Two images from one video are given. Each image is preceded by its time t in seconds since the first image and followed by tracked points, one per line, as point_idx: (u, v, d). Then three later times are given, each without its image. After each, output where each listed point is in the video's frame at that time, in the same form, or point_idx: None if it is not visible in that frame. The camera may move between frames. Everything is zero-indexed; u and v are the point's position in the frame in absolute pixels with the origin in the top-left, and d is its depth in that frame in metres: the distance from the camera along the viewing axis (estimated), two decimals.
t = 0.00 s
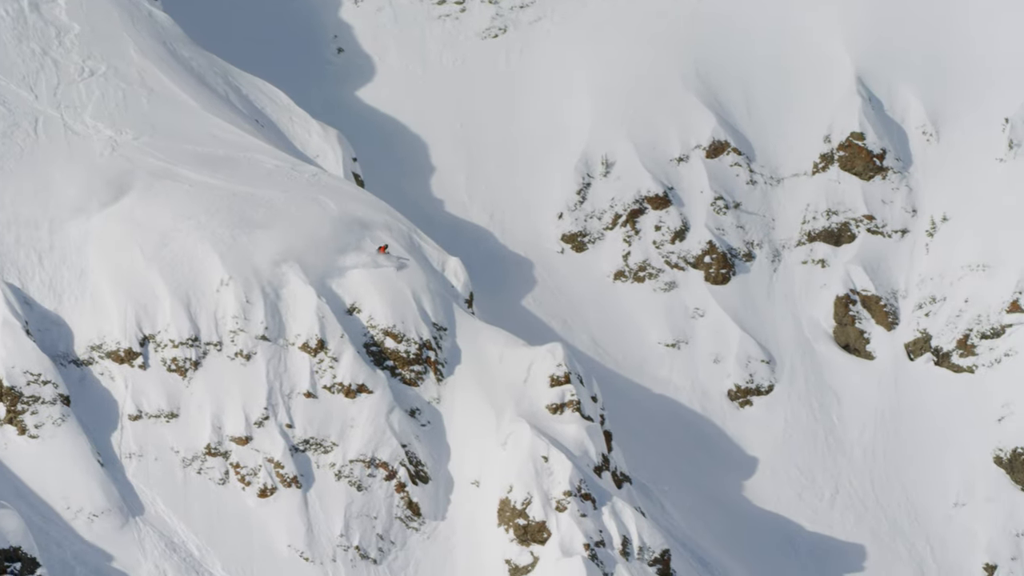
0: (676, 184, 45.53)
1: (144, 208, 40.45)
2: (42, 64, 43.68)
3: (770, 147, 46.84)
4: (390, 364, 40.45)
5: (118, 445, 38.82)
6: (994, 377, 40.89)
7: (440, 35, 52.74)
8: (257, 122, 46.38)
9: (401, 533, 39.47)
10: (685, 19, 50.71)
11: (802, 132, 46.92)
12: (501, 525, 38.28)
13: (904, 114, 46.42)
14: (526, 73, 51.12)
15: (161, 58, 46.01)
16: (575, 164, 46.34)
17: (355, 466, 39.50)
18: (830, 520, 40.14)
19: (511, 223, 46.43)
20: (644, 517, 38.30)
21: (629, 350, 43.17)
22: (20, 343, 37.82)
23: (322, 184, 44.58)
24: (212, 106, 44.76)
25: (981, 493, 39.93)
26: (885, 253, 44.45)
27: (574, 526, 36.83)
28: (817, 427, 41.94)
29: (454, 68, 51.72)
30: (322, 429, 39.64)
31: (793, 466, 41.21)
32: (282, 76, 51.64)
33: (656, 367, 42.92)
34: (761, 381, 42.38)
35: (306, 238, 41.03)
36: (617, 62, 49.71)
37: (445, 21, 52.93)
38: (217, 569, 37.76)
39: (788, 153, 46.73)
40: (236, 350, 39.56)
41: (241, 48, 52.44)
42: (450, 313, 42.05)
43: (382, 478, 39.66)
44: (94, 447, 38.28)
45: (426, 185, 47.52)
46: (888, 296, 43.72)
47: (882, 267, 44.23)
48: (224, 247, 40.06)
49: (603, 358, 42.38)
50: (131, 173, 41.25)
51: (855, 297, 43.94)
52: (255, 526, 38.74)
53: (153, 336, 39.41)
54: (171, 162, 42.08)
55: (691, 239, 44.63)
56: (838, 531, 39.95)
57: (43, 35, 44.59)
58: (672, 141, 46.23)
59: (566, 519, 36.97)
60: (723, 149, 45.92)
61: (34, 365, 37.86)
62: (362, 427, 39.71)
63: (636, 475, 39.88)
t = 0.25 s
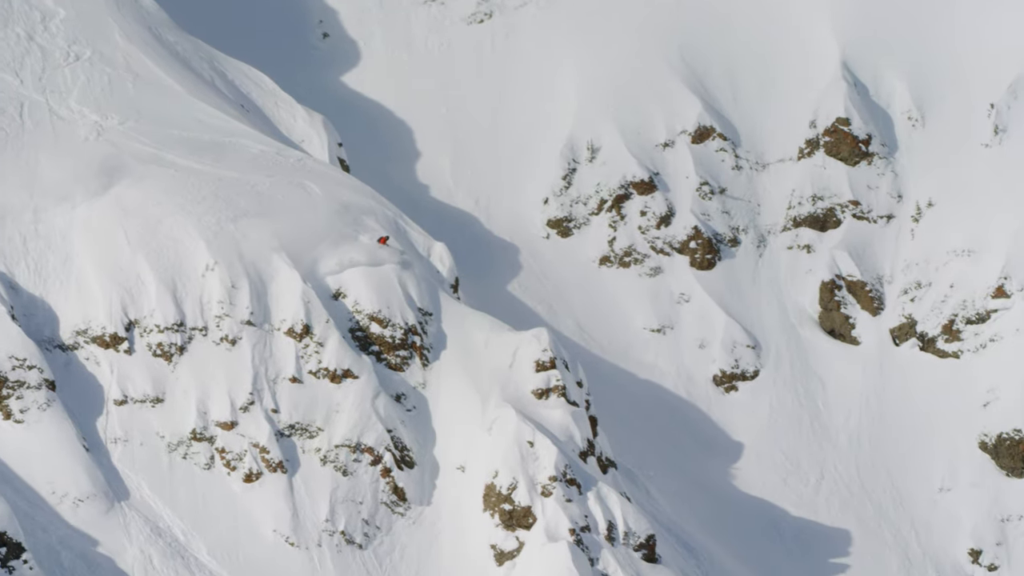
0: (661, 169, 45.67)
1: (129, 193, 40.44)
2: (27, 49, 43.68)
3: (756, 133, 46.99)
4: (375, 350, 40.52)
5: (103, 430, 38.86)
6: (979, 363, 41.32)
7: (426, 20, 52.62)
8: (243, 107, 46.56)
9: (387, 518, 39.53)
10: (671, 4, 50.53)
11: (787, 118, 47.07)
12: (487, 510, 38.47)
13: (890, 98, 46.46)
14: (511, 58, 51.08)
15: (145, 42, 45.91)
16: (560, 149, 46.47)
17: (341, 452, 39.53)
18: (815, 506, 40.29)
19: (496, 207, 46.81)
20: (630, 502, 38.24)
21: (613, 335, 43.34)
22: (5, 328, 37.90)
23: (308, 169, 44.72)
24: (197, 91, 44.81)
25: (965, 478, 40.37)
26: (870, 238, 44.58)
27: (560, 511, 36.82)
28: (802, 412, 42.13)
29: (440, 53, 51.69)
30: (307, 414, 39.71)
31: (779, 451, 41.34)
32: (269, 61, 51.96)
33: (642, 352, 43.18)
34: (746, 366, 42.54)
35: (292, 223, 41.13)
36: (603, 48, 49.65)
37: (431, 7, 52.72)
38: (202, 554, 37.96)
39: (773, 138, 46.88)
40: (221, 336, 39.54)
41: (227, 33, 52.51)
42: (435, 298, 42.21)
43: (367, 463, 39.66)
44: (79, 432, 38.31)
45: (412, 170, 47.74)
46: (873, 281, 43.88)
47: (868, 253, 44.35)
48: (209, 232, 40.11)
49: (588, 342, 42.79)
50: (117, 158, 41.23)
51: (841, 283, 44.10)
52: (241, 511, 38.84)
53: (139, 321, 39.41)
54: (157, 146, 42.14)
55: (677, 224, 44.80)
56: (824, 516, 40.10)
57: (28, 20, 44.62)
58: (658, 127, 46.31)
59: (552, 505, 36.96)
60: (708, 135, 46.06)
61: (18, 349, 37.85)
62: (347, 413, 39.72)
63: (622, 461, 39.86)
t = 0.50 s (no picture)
0: (649, 157, 45.85)
1: (116, 181, 40.45)
2: (15, 36, 43.64)
3: (744, 120, 47.14)
4: (363, 338, 40.47)
5: (91, 418, 38.85)
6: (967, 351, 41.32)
7: (414, 7, 52.69)
8: (230, 95, 46.60)
9: (375, 507, 39.54)
10: None
11: (775, 107, 47.22)
12: (474, 498, 38.50)
13: (877, 87, 46.69)
14: (499, 46, 50.97)
15: (132, 30, 45.83)
16: (548, 138, 46.68)
17: (328, 439, 39.53)
18: (803, 494, 40.42)
19: (483, 194, 47.06)
20: (617, 490, 38.44)
21: (601, 323, 43.55)
22: None
23: (296, 157, 44.67)
24: (185, 79, 44.74)
25: (953, 467, 40.45)
26: (859, 226, 44.83)
27: (547, 499, 36.91)
28: (789, 400, 42.29)
29: (428, 41, 51.72)
30: (295, 402, 39.66)
31: (766, 439, 41.50)
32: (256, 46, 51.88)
33: (629, 340, 43.55)
34: (734, 354, 42.81)
35: (281, 210, 41.38)
36: (590, 36, 49.52)
37: None
38: (190, 542, 37.95)
39: (761, 126, 47.01)
40: (209, 324, 39.56)
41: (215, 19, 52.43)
42: (423, 287, 42.33)
43: (355, 451, 39.65)
44: (67, 420, 38.29)
45: (400, 158, 47.94)
46: (861, 269, 44.10)
47: (856, 240, 44.58)
48: (197, 220, 40.15)
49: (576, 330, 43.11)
50: (105, 146, 41.22)
51: (829, 271, 44.28)
52: (228, 499, 38.84)
53: (126, 309, 39.38)
54: (144, 134, 42.15)
55: (664, 213, 45.07)
56: (811, 504, 40.24)
57: (16, 7, 44.58)
58: (645, 115, 46.49)
59: (539, 493, 37.06)
60: (695, 123, 46.28)
61: (5, 337, 37.89)
62: (335, 401, 39.71)
63: (609, 448, 40.02)
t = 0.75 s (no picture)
0: (638, 139, 46.18)
1: (105, 162, 40.42)
2: (4, 17, 43.57)
3: (732, 102, 47.40)
4: (352, 319, 40.70)
5: (80, 399, 38.80)
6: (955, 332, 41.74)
7: None
8: (220, 77, 46.74)
9: (364, 488, 39.56)
10: None
11: (763, 89, 47.49)
12: (463, 479, 38.39)
13: (866, 69, 46.83)
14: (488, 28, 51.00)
15: (121, 11, 45.72)
16: (537, 119, 47.01)
17: (317, 421, 39.52)
18: (792, 475, 40.84)
19: (473, 176, 47.55)
20: (606, 472, 38.18)
21: (591, 305, 44.27)
22: None
23: (285, 139, 44.69)
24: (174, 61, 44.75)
25: (942, 448, 40.71)
26: (847, 207, 45.06)
27: (536, 480, 36.81)
28: (778, 382, 42.74)
29: (417, 22, 51.68)
30: (284, 383, 39.62)
31: (755, 420, 41.98)
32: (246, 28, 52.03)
33: (618, 322, 43.90)
34: (723, 336, 43.31)
35: (270, 191, 41.48)
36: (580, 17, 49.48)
37: None
38: (179, 524, 37.85)
39: (749, 107, 47.39)
40: (198, 305, 39.55)
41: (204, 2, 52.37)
42: (413, 267, 42.51)
43: (344, 432, 39.63)
44: (56, 401, 38.21)
45: (389, 140, 48.25)
46: (849, 251, 44.44)
47: (844, 221, 44.84)
48: (186, 200, 40.16)
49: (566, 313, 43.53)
50: (94, 128, 41.19)
51: (818, 252, 44.65)
52: (218, 480, 38.81)
53: (115, 291, 39.38)
54: (133, 115, 42.21)
55: (653, 194, 45.43)
56: (801, 485, 40.60)
57: None
58: (634, 98, 46.79)
59: (529, 474, 36.93)
60: (684, 105, 46.52)
61: None
62: (324, 381, 39.70)
63: (598, 431, 39.99)
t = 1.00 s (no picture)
0: (628, 125, 46.23)
1: (94, 147, 40.43)
2: None
3: (722, 88, 47.49)
4: (342, 305, 40.73)
5: (70, 385, 38.83)
6: (944, 318, 41.85)
7: None
8: (210, 63, 46.73)
9: (354, 474, 39.57)
10: None
11: (753, 75, 47.62)
12: (453, 466, 38.36)
13: (857, 55, 46.95)
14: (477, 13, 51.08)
15: None
16: (527, 105, 46.78)
17: (307, 407, 39.53)
18: (782, 461, 40.91)
19: (462, 162, 47.43)
20: (596, 457, 38.49)
21: (581, 291, 44.30)
22: None
23: (275, 124, 44.64)
24: (163, 47, 44.74)
25: (932, 434, 40.80)
26: (836, 193, 45.03)
27: (526, 467, 36.83)
28: (769, 367, 42.79)
29: (407, 8, 51.91)
30: (274, 369, 39.59)
31: (745, 406, 42.07)
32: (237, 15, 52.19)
33: (609, 308, 43.97)
34: (713, 322, 43.33)
35: (260, 177, 41.41)
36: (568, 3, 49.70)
37: None
38: (168, 510, 37.89)
39: (739, 93, 47.45)
40: (188, 291, 39.55)
41: None
42: (402, 252, 42.32)
43: (334, 418, 39.66)
44: (45, 388, 38.24)
45: (378, 125, 48.47)
46: (840, 237, 44.34)
47: (835, 208, 44.78)
48: (175, 186, 40.13)
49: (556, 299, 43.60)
50: (84, 114, 41.18)
51: (808, 239, 44.58)
52: (207, 467, 38.83)
53: (104, 277, 39.34)
54: (122, 100, 42.15)
55: (644, 180, 45.42)
56: (791, 471, 40.67)
57: None
58: (624, 83, 46.79)
59: (518, 459, 37.04)
60: (675, 91, 46.61)
61: None
62: (314, 367, 39.70)
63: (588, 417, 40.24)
